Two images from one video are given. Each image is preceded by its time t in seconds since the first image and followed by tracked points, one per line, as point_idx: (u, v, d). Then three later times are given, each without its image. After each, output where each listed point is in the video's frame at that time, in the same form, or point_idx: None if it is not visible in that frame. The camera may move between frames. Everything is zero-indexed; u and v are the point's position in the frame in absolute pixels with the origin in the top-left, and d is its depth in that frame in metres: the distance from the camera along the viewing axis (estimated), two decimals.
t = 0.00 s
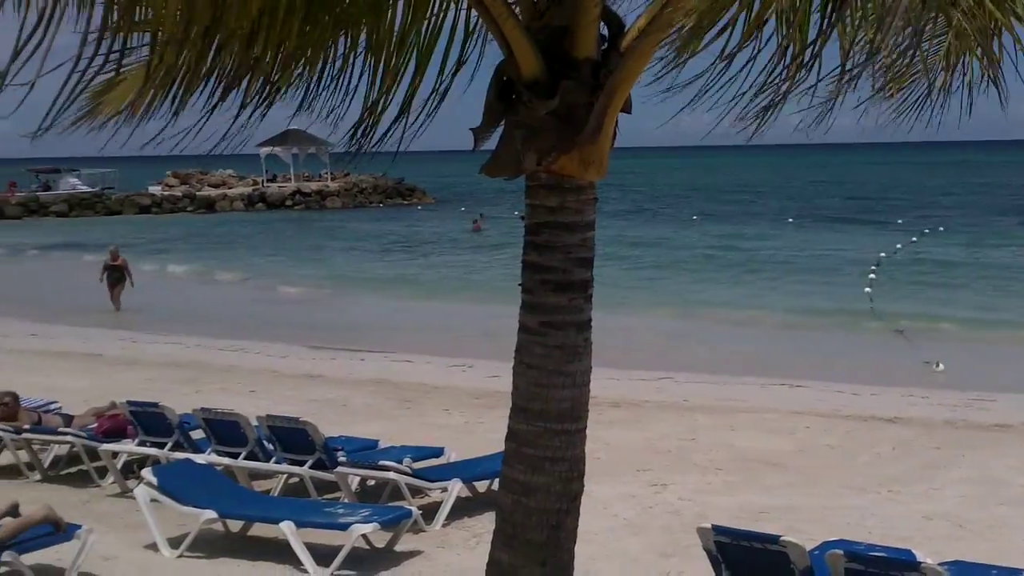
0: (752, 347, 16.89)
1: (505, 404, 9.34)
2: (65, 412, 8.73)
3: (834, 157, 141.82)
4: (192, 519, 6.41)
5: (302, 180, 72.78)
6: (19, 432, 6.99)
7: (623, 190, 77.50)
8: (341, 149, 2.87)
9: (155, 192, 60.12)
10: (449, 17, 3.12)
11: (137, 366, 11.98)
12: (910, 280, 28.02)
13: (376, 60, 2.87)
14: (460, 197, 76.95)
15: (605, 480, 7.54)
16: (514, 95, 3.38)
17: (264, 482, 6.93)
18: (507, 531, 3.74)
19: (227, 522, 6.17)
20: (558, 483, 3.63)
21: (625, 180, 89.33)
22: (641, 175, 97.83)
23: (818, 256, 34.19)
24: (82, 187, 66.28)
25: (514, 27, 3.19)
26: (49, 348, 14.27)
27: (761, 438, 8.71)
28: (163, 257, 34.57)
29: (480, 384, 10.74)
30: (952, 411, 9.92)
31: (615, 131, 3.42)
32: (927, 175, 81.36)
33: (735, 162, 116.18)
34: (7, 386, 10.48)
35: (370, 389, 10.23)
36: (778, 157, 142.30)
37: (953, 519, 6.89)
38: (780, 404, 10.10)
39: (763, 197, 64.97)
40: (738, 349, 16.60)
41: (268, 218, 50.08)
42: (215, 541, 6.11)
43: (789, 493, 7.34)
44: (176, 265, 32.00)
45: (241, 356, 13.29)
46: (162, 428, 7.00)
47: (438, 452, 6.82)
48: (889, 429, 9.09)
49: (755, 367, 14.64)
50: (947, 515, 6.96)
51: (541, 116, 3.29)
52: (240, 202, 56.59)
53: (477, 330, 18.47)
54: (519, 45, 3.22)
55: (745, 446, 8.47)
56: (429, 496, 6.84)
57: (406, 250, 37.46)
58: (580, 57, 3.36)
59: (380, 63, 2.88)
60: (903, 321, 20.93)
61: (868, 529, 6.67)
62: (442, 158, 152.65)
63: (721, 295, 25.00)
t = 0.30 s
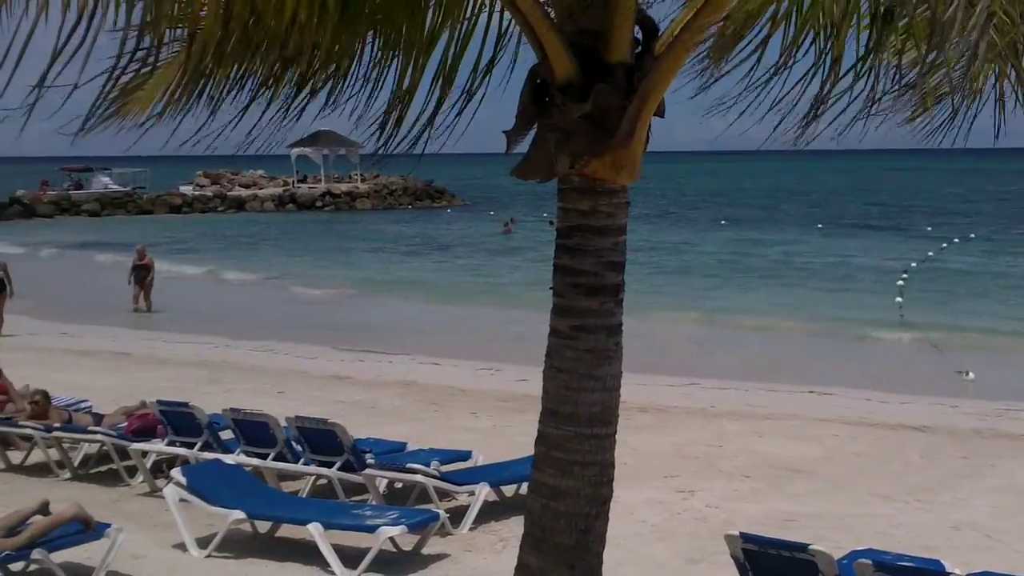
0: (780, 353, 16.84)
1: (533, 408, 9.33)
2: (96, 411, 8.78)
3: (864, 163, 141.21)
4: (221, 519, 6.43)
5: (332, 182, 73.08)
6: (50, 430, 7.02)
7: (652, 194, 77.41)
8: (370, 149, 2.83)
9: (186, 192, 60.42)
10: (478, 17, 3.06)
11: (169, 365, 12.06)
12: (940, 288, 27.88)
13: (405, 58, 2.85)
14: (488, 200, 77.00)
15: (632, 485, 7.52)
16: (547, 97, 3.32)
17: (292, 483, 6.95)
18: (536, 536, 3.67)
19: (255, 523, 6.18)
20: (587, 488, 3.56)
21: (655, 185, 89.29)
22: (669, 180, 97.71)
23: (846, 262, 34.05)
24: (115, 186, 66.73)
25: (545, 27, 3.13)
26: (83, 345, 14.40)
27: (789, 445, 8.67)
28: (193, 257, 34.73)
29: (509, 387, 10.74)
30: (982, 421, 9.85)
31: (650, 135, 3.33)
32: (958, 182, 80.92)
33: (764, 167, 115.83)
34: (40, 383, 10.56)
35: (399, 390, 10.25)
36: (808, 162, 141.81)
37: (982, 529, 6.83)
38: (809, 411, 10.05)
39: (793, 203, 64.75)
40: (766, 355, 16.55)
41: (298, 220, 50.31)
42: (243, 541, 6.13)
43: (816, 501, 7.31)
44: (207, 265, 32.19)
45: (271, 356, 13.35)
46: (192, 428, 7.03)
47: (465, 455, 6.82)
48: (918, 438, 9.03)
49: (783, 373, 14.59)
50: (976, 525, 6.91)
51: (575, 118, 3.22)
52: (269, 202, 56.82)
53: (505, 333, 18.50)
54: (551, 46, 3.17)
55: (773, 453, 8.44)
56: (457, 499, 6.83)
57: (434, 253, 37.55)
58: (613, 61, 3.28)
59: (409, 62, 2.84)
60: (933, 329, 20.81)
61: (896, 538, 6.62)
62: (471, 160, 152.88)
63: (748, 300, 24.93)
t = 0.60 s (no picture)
0: (811, 360, 16.76)
1: (562, 414, 9.32)
2: (127, 413, 8.84)
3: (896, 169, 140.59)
4: (251, 522, 6.44)
5: (362, 186, 73.35)
6: (83, 432, 7.06)
7: (682, 200, 77.27)
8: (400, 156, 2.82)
9: (217, 195, 60.72)
10: (508, 24, 3.04)
11: (201, 367, 12.11)
12: (971, 296, 27.68)
13: (441, 63, 2.84)
14: (517, 204, 77.02)
15: (662, 491, 7.49)
16: (580, 102, 3.29)
17: (323, 486, 6.96)
18: (567, 542, 3.65)
19: (286, 527, 6.19)
20: (619, 493, 3.54)
21: (685, 190, 89.14)
22: (700, 185, 97.53)
23: (877, 270, 33.90)
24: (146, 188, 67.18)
25: (579, 32, 3.11)
26: (117, 348, 14.49)
27: (820, 453, 8.64)
28: (223, 260, 34.91)
29: (539, 393, 10.75)
30: (1013, 429, 9.78)
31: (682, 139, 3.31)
32: (991, 188, 80.35)
33: (796, 172, 115.51)
34: (73, 385, 10.64)
35: (429, 395, 10.26)
36: (840, 168, 141.24)
37: (1014, 540, 6.77)
38: (840, 419, 10.00)
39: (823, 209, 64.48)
40: (798, 363, 16.49)
41: (327, 223, 50.45)
42: (273, 545, 6.14)
43: (846, 510, 7.26)
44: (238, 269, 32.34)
45: (302, 360, 13.40)
46: (223, 431, 7.05)
47: (495, 461, 6.81)
48: (950, 446, 8.97)
49: (814, 380, 14.54)
50: (1009, 535, 6.85)
51: (608, 123, 3.20)
52: (300, 206, 57.09)
53: (534, 338, 18.51)
54: (586, 52, 3.14)
55: (804, 461, 8.40)
56: (486, 504, 6.84)
57: (463, 257, 37.60)
58: (647, 64, 3.25)
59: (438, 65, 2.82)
60: (964, 338, 20.68)
61: (927, 547, 6.58)
62: (501, 164, 152.96)
63: (778, 307, 24.86)
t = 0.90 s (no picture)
0: (840, 370, 16.71)
1: (590, 421, 9.32)
2: (158, 418, 8.88)
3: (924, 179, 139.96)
4: (282, 527, 6.47)
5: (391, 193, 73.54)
6: (114, 437, 7.10)
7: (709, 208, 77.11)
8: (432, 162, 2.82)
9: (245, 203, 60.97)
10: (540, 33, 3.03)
11: (230, 373, 12.16)
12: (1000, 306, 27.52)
13: (467, 72, 2.87)
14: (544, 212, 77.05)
15: (691, 500, 7.48)
16: (613, 109, 3.27)
17: (353, 492, 6.98)
18: (598, 550, 3.64)
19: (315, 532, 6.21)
20: (650, 501, 3.53)
21: (712, 199, 88.98)
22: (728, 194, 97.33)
23: (906, 280, 33.72)
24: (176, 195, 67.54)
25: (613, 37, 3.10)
26: (148, 353, 14.56)
27: (849, 462, 8.61)
28: (251, 267, 35.06)
29: (567, 400, 10.75)
30: None
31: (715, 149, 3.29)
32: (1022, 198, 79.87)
33: (825, 181, 115.14)
34: (104, 390, 10.70)
35: (458, 402, 10.27)
36: (868, 177, 140.77)
37: None
38: (870, 428, 9.96)
39: (852, 219, 64.23)
40: (828, 372, 16.45)
41: (355, 230, 50.59)
42: (303, 549, 6.16)
43: (876, 519, 7.24)
44: (266, 276, 32.43)
45: (331, 366, 13.45)
46: (254, 436, 7.09)
47: (524, 467, 6.82)
48: (980, 457, 8.92)
49: (843, 390, 14.50)
50: None
51: (641, 131, 3.18)
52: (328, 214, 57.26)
53: (562, 346, 18.52)
54: (619, 58, 3.12)
55: (833, 470, 8.37)
56: (515, 511, 6.84)
57: (490, 265, 37.65)
58: (680, 73, 3.23)
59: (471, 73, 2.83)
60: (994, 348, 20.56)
61: (959, 558, 6.55)
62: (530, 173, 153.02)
63: (807, 316, 24.77)
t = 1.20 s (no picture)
0: (867, 374, 16.64)
1: (615, 424, 9.32)
2: (186, 420, 8.93)
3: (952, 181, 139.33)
4: (309, 529, 6.50)
5: (417, 196, 73.66)
6: (143, 439, 7.14)
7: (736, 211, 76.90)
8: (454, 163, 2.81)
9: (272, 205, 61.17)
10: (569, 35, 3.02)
11: (257, 375, 12.20)
12: None
13: (493, 75, 2.84)
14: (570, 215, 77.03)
15: (718, 504, 7.47)
16: (642, 113, 3.25)
17: (379, 494, 7.00)
18: (625, 552, 3.63)
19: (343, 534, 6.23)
20: (678, 503, 3.52)
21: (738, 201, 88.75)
22: (755, 196, 97.07)
23: (933, 283, 33.54)
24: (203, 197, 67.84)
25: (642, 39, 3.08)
26: (176, 355, 14.63)
27: (876, 466, 8.58)
28: (278, 269, 35.18)
29: (593, 404, 10.74)
30: None
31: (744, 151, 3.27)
32: None
33: (853, 184, 114.69)
34: (132, 391, 10.75)
35: (483, 405, 10.28)
36: (896, 180, 140.21)
37: None
38: (897, 433, 9.92)
39: (879, 222, 63.94)
40: (856, 377, 16.41)
41: (381, 232, 50.67)
42: (331, 552, 6.19)
43: (903, 524, 7.21)
44: (293, 279, 32.51)
45: (358, 369, 13.48)
46: (281, 439, 7.11)
47: (550, 471, 6.82)
48: (1008, 462, 8.87)
49: (870, 394, 14.44)
50: None
51: (671, 134, 3.16)
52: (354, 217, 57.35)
53: (588, 350, 18.50)
54: (648, 60, 3.11)
55: (860, 474, 8.34)
56: (541, 514, 6.85)
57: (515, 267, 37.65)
58: (710, 76, 3.21)
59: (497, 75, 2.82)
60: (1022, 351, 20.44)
61: (986, 563, 6.52)
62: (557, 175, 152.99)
63: (834, 320, 24.68)
